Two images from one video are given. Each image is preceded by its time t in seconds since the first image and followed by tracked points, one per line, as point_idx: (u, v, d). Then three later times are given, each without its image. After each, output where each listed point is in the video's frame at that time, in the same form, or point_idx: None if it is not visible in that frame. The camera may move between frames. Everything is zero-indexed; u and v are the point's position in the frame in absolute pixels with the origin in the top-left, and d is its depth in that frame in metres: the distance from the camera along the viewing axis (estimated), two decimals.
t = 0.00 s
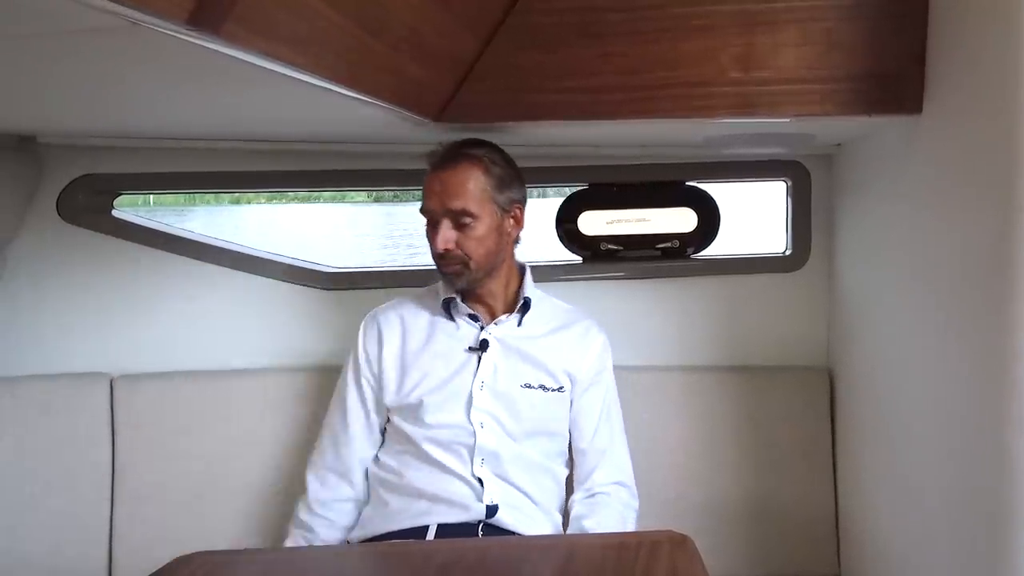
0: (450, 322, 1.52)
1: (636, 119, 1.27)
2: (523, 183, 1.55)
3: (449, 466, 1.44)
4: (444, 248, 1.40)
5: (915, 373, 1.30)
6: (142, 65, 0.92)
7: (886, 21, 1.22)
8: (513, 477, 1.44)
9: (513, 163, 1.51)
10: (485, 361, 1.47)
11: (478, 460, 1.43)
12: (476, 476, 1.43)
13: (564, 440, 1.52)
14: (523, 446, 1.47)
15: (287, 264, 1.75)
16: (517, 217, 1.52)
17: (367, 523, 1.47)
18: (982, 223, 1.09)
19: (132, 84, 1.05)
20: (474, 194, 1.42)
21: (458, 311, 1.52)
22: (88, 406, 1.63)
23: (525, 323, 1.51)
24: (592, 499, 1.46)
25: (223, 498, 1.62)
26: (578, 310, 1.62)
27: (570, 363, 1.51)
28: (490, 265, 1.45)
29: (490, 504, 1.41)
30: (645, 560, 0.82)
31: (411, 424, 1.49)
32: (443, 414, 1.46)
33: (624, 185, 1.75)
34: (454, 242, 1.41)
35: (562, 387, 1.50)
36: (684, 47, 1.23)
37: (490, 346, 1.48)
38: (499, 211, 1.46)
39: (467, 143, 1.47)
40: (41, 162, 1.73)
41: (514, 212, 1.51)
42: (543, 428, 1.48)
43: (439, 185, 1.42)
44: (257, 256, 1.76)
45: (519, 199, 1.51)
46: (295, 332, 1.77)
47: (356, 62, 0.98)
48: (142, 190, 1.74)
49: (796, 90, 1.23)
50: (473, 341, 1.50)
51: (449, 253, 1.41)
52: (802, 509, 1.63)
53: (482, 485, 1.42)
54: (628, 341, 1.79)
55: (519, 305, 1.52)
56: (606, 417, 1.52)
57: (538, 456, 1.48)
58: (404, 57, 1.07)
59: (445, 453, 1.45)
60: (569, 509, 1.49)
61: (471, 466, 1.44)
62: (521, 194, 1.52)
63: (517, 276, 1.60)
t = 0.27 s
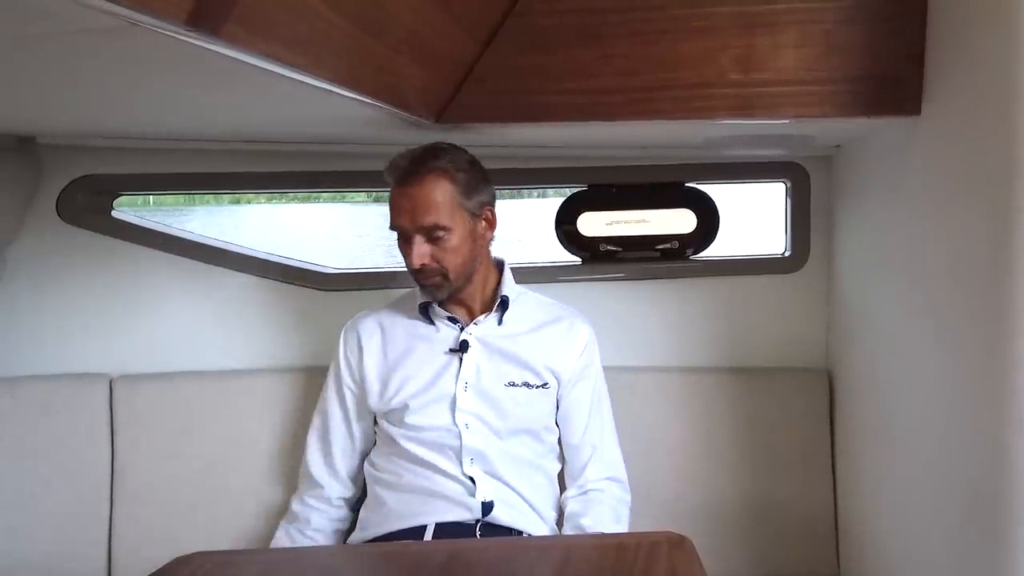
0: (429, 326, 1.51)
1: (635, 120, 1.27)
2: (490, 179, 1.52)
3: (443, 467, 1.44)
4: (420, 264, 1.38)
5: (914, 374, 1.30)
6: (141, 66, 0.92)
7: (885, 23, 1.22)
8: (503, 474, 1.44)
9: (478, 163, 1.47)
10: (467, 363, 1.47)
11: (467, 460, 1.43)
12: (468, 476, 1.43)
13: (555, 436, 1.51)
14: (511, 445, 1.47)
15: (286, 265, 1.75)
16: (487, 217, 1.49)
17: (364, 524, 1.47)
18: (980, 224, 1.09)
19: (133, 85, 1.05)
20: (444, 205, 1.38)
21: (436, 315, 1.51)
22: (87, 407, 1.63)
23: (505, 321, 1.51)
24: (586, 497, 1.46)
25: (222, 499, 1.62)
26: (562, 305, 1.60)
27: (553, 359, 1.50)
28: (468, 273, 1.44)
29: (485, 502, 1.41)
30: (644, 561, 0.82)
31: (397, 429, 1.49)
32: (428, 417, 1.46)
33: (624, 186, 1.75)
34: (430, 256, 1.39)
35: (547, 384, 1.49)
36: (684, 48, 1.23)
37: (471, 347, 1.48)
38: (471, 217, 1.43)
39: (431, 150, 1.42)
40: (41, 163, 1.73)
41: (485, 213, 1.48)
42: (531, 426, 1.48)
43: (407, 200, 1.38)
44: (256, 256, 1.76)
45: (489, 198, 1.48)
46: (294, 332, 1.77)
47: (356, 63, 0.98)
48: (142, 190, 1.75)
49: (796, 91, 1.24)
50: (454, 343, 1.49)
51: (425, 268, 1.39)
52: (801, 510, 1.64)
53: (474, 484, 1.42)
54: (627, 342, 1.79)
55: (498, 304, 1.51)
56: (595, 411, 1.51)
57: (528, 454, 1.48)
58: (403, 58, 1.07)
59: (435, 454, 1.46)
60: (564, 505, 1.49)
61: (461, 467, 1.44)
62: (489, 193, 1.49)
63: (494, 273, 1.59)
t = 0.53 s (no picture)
0: (430, 326, 1.52)
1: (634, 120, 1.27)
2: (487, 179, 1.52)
3: (445, 467, 1.44)
4: (440, 267, 1.37)
5: (914, 374, 1.30)
6: (141, 66, 0.93)
7: (884, 24, 1.22)
8: (506, 475, 1.44)
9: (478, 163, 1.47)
10: (469, 362, 1.47)
11: (470, 461, 1.43)
12: (471, 477, 1.43)
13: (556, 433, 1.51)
14: (515, 444, 1.47)
15: (286, 264, 1.75)
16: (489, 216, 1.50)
17: (366, 524, 1.47)
18: (980, 225, 1.09)
19: (133, 86, 1.05)
20: (459, 206, 1.38)
21: (437, 315, 1.51)
22: (88, 407, 1.63)
23: (506, 321, 1.51)
24: (587, 494, 1.45)
25: (222, 500, 1.62)
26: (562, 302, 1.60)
27: (554, 357, 1.50)
28: (480, 272, 1.44)
29: (487, 503, 1.41)
30: (643, 561, 0.82)
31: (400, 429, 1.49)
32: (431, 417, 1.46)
33: (623, 186, 1.75)
34: (448, 258, 1.38)
35: (548, 382, 1.49)
36: (683, 49, 1.24)
37: (472, 347, 1.48)
38: (481, 216, 1.43)
39: (436, 150, 1.41)
40: (41, 163, 1.73)
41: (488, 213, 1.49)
42: (533, 425, 1.48)
43: (422, 203, 1.36)
44: (256, 256, 1.76)
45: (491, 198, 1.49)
46: (294, 332, 1.77)
47: (356, 63, 0.98)
48: (142, 190, 1.75)
49: (795, 92, 1.24)
50: (455, 342, 1.49)
51: (444, 270, 1.38)
52: (801, 511, 1.64)
53: (477, 484, 1.42)
54: (627, 342, 1.79)
55: (498, 303, 1.51)
56: (595, 407, 1.51)
57: (531, 454, 1.48)
58: (403, 58, 1.07)
59: (437, 454, 1.46)
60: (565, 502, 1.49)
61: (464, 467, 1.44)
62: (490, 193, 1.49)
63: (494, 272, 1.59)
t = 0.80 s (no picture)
0: (435, 330, 1.51)
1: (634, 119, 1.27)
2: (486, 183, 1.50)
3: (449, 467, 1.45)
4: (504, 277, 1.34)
5: (914, 373, 1.30)
6: (141, 65, 0.93)
7: (884, 22, 1.22)
8: (511, 475, 1.45)
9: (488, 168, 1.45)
10: (473, 365, 1.47)
11: (474, 462, 1.44)
12: (475, 477, 1.43)
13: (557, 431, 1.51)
14: (520, 445, 1.47)
15: (287, 264, 1.75)
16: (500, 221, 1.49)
17: (366, 523, 1.47)
18: (980, 224, 1.09)
19: (132, 85, 1.05)
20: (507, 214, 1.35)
21: (441, 318, 1.50)
22: (88, 406, 1.63)
23: (509, 322, 1.50)
24: (586, 491, 1.44)
25: (222, 499, 1.62)
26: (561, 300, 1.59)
27: (556, 357, 1.50)
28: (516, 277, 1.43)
29: (491, 502, 1.41)
30: (643, 560, 0.82)
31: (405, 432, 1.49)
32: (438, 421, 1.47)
33: (624, 185, 1.75)
34: (506, 267, 1.35)
35: (550, 382, 1.49)
36: (682, 48, 1.24)
37: (476, 350, 1.48)
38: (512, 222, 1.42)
39: (462, 165, 1.36)
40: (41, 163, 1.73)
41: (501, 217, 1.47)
42: (536, 425, 1.48)
43: (480, 216, 1.32)
44: (257, 255, 1.76)
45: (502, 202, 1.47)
46: (294, 332, 1.77)
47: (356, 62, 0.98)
48: (142, 190, 1.75)
49: (794, 91, 1.24)
50: (458, 345, 1.49)
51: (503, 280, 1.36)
52: (800, 510, 1.64)
53: (482, 484, 1.43)
54: (627, 341, 1.79)
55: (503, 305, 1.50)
56: (594, 404, 1.50)
57: (536, 453, 1.48)
58: (403, 57, 1.07)
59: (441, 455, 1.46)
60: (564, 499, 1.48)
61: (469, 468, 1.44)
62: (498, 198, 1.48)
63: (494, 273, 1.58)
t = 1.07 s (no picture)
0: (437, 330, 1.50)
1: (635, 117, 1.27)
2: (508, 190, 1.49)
3: (447, 466, 1.45)
4: (468, 288, 1.33)
5: (915, 371, 1.30)
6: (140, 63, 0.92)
7: (886, 19, 1.22)
8: (509, 475, 1.44)
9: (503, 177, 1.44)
10: (473, 366, 1.47)
11: (472, 460, 1.44)
12: (474, 476, 1.43)
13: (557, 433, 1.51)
14: (519, 446, 1.47)
15: (287, 263, 1.75)
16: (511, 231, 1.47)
17: (366, 522, 1.47)
18: (982, 221, 1.09)
19: (131, 82, 1.05)
20: (489, 225, 1.33)
21: (443, 318, 1.49)
22: (88, 405, 1.63)
23: (511, 325, 1.49)
24: (588, 493, 1.45)
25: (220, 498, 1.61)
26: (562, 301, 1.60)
27: (557, 360, 1.50)
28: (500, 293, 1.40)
29: (490, 500, 1.41)
30: (645, 559, 0.82)
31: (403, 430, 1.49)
32: (435, 419, 1.46)
33: (624, 184, 1.75)
34: (476, 279, 1.34)
35: (551, 385, 1.49)
36: (683, 46, 1.23)
37: (477, 352, 1.47)
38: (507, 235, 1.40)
39: (468, 167, 1.37)
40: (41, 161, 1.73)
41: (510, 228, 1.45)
42: (536, 428, 1.48)
43: (455, 221, 1.31)
44: (258, 255, 1.76)
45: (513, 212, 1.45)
46: (295, 331, 1.77)
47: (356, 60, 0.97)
48: (142, 189, 1.74)
49: (794, 88, 1.23)
50: (460, 346, 1.49)
51: (470, 291, 1.34)
52: (801, 509, 1.63)
53: (480, 482, 1.43)
54: (628, 340, 1.79)
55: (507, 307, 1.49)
56: (595, 407, 1.51)
57: (535, 455, 1.48)
58: (403, 55, 1.07)
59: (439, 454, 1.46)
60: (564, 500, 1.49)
61: (467, 467, 1.44)
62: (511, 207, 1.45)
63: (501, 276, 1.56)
